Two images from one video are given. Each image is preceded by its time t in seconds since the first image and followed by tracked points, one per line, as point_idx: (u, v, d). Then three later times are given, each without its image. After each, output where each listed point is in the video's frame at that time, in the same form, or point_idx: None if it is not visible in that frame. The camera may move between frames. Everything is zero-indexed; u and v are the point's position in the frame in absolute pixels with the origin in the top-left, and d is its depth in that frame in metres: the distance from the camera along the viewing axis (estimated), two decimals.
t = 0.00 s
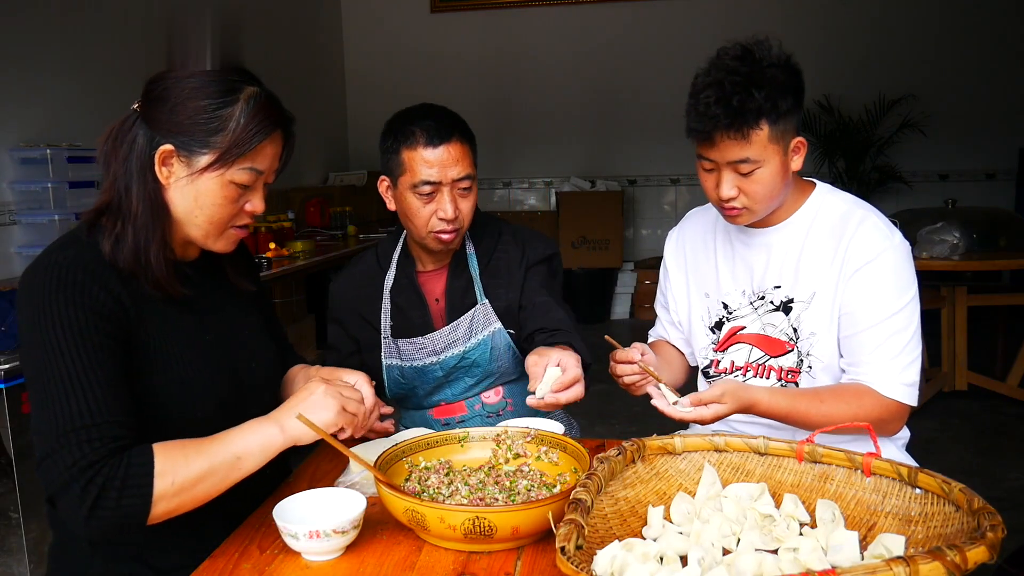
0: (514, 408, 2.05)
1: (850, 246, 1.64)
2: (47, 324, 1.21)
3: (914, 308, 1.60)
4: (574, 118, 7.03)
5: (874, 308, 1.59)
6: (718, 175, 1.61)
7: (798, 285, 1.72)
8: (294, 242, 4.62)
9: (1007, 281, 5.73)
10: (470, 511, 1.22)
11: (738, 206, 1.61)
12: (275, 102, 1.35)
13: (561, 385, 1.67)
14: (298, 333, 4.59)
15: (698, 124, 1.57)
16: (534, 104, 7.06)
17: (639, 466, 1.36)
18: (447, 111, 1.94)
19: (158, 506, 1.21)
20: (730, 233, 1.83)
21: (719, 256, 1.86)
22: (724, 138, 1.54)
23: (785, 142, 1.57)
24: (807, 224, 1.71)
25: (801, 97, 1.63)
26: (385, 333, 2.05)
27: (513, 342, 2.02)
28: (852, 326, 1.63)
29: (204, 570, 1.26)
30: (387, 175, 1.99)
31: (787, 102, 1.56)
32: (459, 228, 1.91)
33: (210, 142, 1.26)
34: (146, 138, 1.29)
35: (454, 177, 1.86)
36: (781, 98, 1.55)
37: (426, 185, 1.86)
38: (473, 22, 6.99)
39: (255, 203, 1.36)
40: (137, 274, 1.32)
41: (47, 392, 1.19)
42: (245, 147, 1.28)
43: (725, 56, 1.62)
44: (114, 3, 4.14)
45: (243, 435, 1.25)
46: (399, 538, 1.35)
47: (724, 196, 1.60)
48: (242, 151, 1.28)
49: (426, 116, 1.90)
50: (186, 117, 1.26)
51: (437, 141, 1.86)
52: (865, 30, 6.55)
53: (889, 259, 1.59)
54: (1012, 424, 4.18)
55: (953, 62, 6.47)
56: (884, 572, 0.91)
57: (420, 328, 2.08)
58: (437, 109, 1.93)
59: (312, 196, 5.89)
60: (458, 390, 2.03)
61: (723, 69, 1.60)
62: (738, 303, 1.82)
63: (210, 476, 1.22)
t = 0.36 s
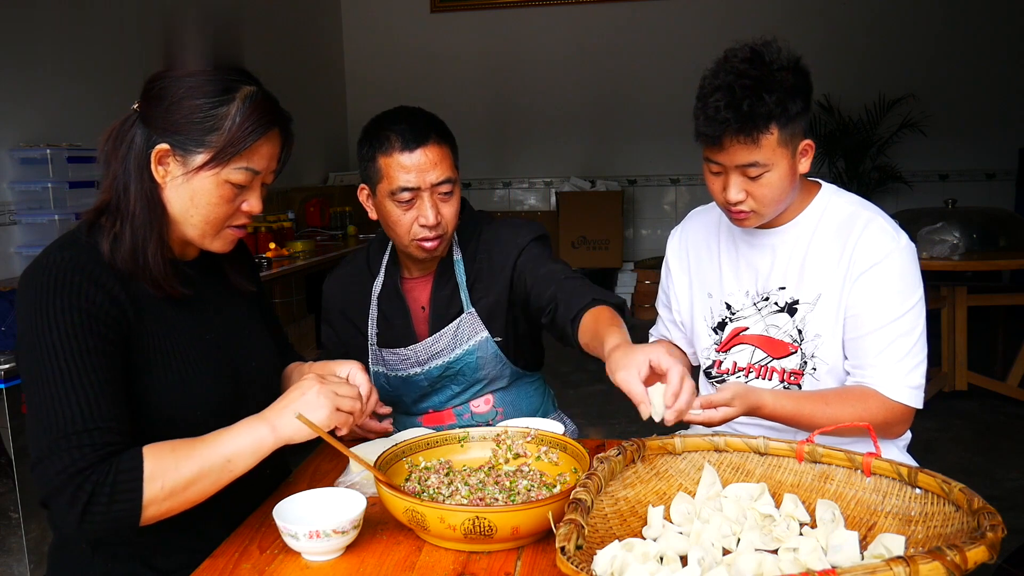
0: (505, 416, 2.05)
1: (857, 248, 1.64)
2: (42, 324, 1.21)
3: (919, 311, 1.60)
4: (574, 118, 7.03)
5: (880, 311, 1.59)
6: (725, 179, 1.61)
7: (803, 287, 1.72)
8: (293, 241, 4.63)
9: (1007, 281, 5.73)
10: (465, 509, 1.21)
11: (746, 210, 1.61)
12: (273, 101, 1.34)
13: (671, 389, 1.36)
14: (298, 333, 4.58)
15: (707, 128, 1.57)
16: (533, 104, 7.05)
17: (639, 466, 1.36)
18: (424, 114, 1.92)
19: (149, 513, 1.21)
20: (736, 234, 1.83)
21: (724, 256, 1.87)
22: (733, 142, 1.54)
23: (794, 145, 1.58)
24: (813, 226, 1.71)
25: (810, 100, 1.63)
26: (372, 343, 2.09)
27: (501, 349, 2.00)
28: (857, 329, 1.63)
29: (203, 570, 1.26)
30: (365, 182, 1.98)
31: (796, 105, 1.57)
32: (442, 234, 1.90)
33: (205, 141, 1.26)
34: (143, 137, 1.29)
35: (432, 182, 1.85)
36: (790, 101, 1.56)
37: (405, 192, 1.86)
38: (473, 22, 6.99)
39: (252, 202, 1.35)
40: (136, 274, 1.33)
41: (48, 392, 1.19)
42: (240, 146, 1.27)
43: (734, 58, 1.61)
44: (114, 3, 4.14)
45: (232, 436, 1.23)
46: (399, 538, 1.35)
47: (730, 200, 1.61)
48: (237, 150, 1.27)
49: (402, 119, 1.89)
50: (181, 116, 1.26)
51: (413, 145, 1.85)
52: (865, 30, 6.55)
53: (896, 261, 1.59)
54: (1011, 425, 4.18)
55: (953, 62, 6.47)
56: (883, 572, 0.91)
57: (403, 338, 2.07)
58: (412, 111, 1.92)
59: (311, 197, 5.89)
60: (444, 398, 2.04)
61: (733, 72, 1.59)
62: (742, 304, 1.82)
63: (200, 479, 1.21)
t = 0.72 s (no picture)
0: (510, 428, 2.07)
1: (861, 249, 1.64)
2: (49, 323, 1.22)
3: (922, 313, 1.60)
4: (574, 117, 7.03)
5: (882, 312, 1.59)
6: (731, 180, 1.61)
7: (805, 288, 1.72)
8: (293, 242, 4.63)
9: (1006, 281, 5.73)
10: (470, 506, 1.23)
11: (750, 212, 1.61)
12: (259, 87, 1.34)
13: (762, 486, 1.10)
14: (298, 333, 4.58)
15: (713, 129, 1.58)
16: (534, 104, 7.05)
17: (638, 466, 1.36)
18: (416, 126, 1.89)
19: (148, 514, 1.21)
20: (739, 235, 1.82)
21: (726, 255, 1.86)
22: (739, 144, 1.55)
23: (800, 148, 1.58)
24: (816, 227, 1.71)
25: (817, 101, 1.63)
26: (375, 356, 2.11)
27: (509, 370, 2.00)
28: (859, 331, 1.63)
29: (204, 570, 1.26)
30: (363, 201, 1.97)
31: (804, 108, 1.57)
32: (444, 249, 1.88)
33: (193, 135, 1.26)
34: (136, 140, 1.30)
35: (429, 197, 1.82)
36: (798, 104, 1.56)
37: (402, 210, 1.84)
38: (472, 22, 6.99)
39: (251, 194, 1.34)
40: (136, 276, 1.33)
41: (58, 395, 1.19)
42: (228, 135, 1.27)
43: (742, 58, 1.60)
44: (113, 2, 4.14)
45: (224, 432, 1.22)
46: (399, 538, 1.35)
47: (735, 202, 1.61)
48: (226, 140, 1.27)
49: (394, 134, 1.86)
50: (169, 113, 1.26)
51: (407, 160, 1.82)
52: (865, 30, 6.55)
53: (899, 263, 1.59)
54: (1011, 425, 4.18)
55: (952, 62, 6.47)
56: (884, 572, 0.91)
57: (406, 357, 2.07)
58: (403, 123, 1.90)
59: (311, 197, 5.88)
60: (450, 412, 2.07)
61: (742, 73, 1.59)
62: (743, 303, 1.82)
63: (197, 475, 1.21)
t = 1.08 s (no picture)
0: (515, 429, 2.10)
1: (864, 250, 1.64)
2: (41, 329, 1.21)
3: (924, 315, 1.60)
4: (574, 117, 7.03)
5: (886, 314, 1.59)
6: (734, 179, 1.61)
7: (807, 288, 1.72)
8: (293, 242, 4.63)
9: (1006, 281, 5.73)
10: (470, 506, 1.23)
11: (753, 213, 1.61)
12: (256, 73, 1.33)
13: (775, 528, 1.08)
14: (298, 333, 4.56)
15: (722, 124, 1.56)
16: (534, 104, 7.05)
17: (638, 466, 1.35)
18: (439, 136, 1.90)
19: (87, 536, 1.20)
20: (742, 236, 1.82)
21: (727, 256, 1.86)
22: (745, 142, 1.54)
23: (804, 149, 1.58)
24: (819, 227, 1.70)
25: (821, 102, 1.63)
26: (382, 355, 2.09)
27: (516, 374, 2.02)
28: (861, 333, 1.63)
29: (204, 570, 1.26)
30: (377, 205, 1.99)
31: (811, 108, 1.57)
32: (457, 259, 1.89)
33: (197, 132, 1.27)
34: (143, 152, 1.31)
35: (446, 208, 1.83)
36: (804, 103, 1.56)
37: (417, 219, 1.85)
38: (472, 22, 6.99)
39: (268, 185, 1.34)
40: (144, 290, 1.33)
41: (45, 403, 1.19)
42: (232, 127, 1.27)
43: (750, 56, 1.61)
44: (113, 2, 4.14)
45: (162, 461, 1.19)
46: (399, 538, 1.35)
47: (739, 202, 1.60)
48: (230, 130, 1.27)
49: (415, 143, 1.87)
50: (170, 113, 1.27)
51: (426, 170, 1.83)
52: (865, 30, 6.55)
53: (902, 264, 1.59)
54: (1011, 425, 4.18)
55: (952, 62, 6.47)
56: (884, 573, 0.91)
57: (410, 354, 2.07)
58: (424, 132, 1.91)
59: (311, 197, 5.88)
60: (457, 416, 2.08)
61: (751, 71, 1.59)
62: (745, 304, 1.82)
63: (140, 505, 1.20)
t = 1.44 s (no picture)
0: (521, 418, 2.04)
1: (868, 251, 1.63)
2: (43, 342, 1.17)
3: (929, 317, 1.60)
4: (574, 117, 7.03)
5: (890, 316, 1.59)
6: (739, 179, 1.60)
7: (811, 289, 1.72)
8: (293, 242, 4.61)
9: (1007, 282, 5.73)
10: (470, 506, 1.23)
11: (757, 213, 1.61)
12: (290, 86, 1.23)
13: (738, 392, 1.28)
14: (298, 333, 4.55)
15: (726, 125, 1.56)
16: (534, 104, 7.05)
17: (639, 467, 1.36)
18: (453, 126, 1.93)
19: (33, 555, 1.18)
20: (746, 236, 1.81)
21: (730, 255, 1.85)
22: (751, 143, 1.54)
23: (809, 150, 1.58)
24: (823, 228, 1.70)
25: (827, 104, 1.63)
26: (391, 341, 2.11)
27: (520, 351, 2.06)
28: (866, 334, 1.63)
29: (203, 570, 1.26)
30: (392, 186, 2.03)
31: (816, 110, 1.57)
32: (461, 245, 1.95)
33: (232, 155, 1.17)
34: (176, 179, 1.23)
35: (452, 198, 1.87)
36: (810, 104, 1.56)
37: (424, 206, 1.89)
38: (472, 22, 6.99)
39: (311, 207, 1.23)
40: (172, 326, 1.26)
41: (41, 411, 1.16)
42: (268, 147, 1.17)
43: (756, 57, 1.61)
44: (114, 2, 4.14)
45: (115, 505, 1.14)
46: (399, 538, 1.35)
47: (741, 202, 1.60)
48: (268, 151, 1.17)
49: (430, 131, 1.91)
50: (203, 135, 1.17)
51: (437, 160, 1.87)
52: (865, 30, 6.55)
53: (906, 266, 1.59)
54: (1011, 425, 4.18)
55: (952, 62, 6.47)
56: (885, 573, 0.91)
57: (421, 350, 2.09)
58: (441, 122, 1.94)
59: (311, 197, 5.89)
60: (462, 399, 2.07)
61: (757, 71, 1.58)
62: (747, 304, 1.81)
63: (87, 543, 1.17)
